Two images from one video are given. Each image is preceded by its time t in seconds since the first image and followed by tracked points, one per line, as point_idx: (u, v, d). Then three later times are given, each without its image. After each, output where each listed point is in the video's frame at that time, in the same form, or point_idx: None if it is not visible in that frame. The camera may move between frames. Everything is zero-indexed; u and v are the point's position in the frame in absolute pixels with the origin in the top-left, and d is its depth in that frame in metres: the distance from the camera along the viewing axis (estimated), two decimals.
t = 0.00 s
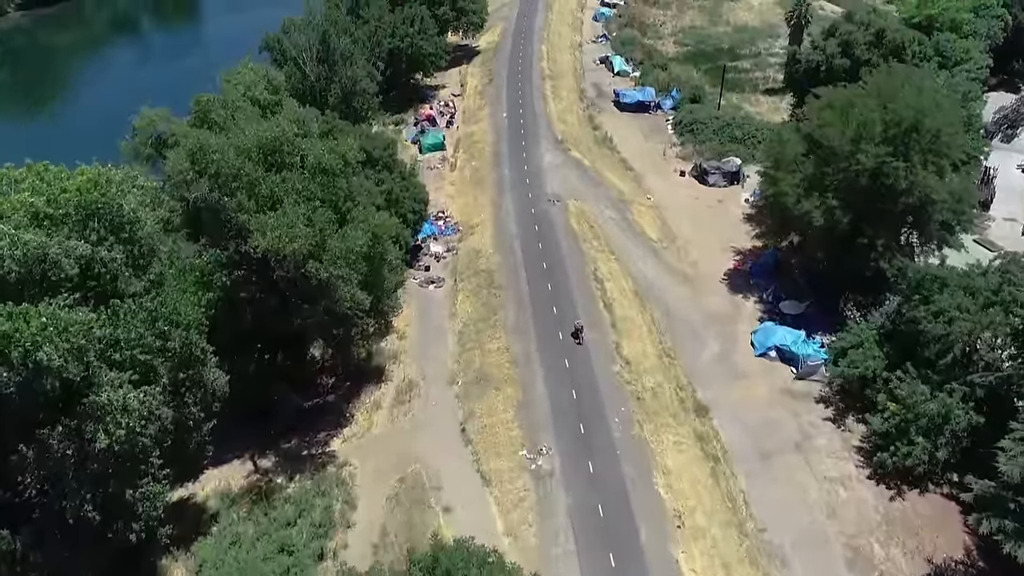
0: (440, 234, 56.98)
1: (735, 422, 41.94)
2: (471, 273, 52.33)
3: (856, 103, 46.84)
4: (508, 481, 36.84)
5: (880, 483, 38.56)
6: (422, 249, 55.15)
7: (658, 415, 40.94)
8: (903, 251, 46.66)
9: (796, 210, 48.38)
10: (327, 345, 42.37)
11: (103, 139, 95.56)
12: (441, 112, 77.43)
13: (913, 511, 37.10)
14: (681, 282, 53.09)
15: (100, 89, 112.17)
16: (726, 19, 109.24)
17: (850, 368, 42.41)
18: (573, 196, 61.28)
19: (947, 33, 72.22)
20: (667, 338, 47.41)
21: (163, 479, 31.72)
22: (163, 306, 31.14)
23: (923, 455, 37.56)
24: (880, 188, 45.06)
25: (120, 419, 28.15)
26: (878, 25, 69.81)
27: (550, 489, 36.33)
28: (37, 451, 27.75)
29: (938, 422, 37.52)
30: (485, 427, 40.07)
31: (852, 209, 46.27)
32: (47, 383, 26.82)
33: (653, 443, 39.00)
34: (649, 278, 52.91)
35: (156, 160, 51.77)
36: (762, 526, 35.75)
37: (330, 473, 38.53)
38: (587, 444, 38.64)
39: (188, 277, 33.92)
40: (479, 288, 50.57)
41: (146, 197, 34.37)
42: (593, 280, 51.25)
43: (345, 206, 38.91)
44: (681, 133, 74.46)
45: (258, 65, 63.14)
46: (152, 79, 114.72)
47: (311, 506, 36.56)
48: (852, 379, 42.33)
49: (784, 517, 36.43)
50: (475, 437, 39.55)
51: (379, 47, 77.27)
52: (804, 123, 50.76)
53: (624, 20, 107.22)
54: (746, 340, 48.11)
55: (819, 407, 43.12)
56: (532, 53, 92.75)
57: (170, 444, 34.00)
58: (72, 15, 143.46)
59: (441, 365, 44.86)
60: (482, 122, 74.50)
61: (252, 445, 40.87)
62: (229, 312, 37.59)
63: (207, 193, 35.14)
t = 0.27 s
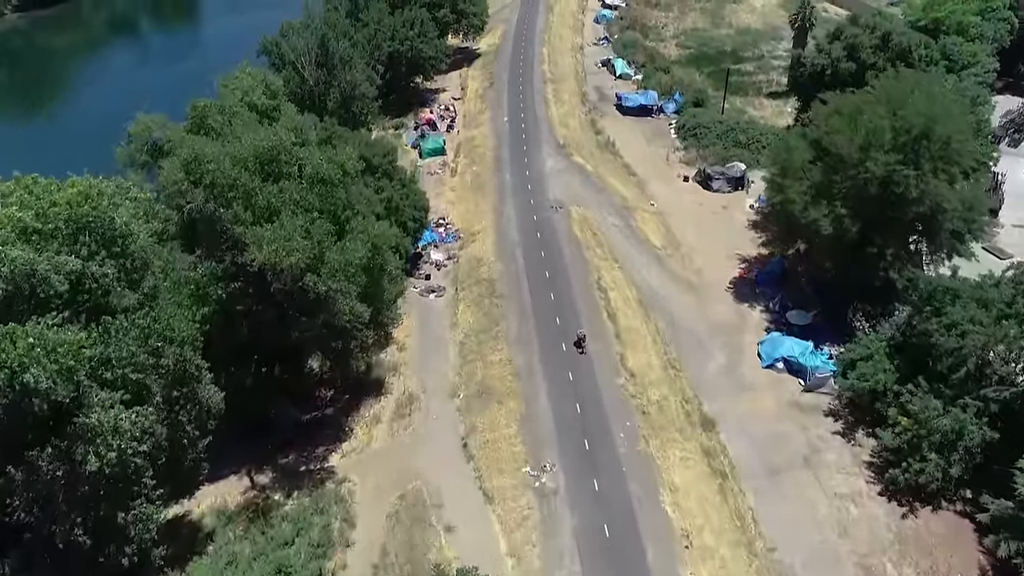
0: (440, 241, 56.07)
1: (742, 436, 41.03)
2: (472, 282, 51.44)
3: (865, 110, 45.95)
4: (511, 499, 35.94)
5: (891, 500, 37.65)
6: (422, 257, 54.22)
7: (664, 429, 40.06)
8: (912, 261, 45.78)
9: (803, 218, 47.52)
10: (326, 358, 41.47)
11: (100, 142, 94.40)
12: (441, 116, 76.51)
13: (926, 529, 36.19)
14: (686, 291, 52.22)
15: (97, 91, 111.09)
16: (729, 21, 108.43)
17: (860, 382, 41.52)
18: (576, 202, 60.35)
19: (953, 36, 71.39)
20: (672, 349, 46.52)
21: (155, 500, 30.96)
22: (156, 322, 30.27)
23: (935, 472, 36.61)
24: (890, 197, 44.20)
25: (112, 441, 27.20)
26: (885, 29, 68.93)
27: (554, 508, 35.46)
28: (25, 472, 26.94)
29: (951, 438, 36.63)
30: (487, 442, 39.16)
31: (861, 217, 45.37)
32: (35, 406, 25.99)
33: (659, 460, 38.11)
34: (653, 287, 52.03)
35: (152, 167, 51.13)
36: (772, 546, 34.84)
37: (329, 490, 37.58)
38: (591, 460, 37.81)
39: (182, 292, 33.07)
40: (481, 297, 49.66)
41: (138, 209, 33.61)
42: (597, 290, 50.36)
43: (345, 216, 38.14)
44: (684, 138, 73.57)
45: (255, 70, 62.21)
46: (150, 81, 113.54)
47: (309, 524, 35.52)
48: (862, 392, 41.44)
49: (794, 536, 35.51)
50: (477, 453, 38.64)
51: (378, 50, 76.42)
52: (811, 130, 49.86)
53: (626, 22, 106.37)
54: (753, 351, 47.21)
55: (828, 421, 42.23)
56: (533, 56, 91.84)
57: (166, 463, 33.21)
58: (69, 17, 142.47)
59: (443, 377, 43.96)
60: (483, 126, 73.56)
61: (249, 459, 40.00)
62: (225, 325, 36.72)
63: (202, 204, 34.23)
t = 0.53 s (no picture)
0: (441, 249, 55.19)
1: (750, 451, 40.13)
2: (473, 291, 50.55)
3: (874, 117, 45.10)
4: (514, 518, 35.05)
5: (903, 517, 36.76)
6: (423, 265, 53.32)
7: (670, 444, 39.20)
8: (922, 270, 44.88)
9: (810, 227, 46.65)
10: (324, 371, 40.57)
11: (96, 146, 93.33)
12: (441, 120, 75.63)
13: (939, 549, 35.30)
14: (691, 300, 51.35)
15: (95, 93, 110.08)
16: (731, 23, 107.62)
17: (870, 395, 40.63)
18: (578, 209, 59.44)
19: (960, 39, 70.59)
20: (678, 361, 45.63)
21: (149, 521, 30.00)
22: (149, 339, 29.29)
23: (949, 490, 35.70)
24: (900, 206, 43.35)
25: (103, 464, 26.36)
26: (891, 32, 68.10)
27: (559, 528, 34.60)
28: (13, 496, 25.69)
29: (965, 455, 35.74)
30: (489, 458, 38.27)
31: (870, 226, 44.50)
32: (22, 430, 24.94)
33: (665, 477, 37.24)
34: (658, 297, 51.15)
35: (146, 174, 50.25)
36: (782, 566, 33.95)
37: (327, 507, 36.64)
38: (596, 478, 36.97)
39: (178, 305, 32.01)
40: (483, 307, 48.77)
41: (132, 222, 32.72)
42: (600, 299, 49.47)
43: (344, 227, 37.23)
44: (687, 142, 72.70)
45: (253, 74, 61.35)
46: (148, 84, 112.48)
47: (306, 544, 34.52)
48: (873, 406, 40.56)
49: (805, 555, 34.62)
50: (479, 469, 37.74)
51: (378, 54, 75.65)
52: (819, 136, 49.00)
53: (628, 24, 105.53)
54: (760, 362, 46.32)
55: (837, 435, 41.35)
56: (534, 59, 90.95)
57: (159, 481, 32.32)
58: (66, 18, 141.54)
59: (444, 390, 43.07)
60: (484, 131, 72.66)
61: (246, 475, 39.06)
62: (220, 339, 35.90)
63: (197, 216, 33.27)
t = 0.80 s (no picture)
0: (441, 257, 54.31)
1: (759, 467, 39.23)
2: (474, 300, 49.67)
3: (884, 124, 44.23)
4: (517, 538, 34.20)
5: (916, 536, 35.89)
6: (423, 274, 52.44)
7: (677, 461, 38.32)
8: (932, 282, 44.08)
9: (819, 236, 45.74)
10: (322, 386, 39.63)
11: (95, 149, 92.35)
12: (441, 125, 74.74)
13: (953, 569, 34.44)
14: (696, 310, 50.48)
15: (93, 95, 109.16)
16: (733, 26, 106.80)
17: (881, 410, 39.75)
18: (581, 216, 58.53)
19: (967, 42, 69.78)
20: (684, 373, 44.74)
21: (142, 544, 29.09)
22: (142, 358, 28.37)
23: (964, 508, 34.83)
24: (911, 215, 42.48)
25: (93, 488, 25.60)
26: (897, 36, 67.20)
27: (563, 548, 33.75)
28: None
29: (980, 472, 34.88)
30: (492, 475, 37.39)
31: (880, 236, 43.63)
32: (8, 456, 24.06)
33: (672, 495, 36.38)
34: (662, 306, 50.28)
35: (142, 182, 49.64)
36: None
37: (325, 526, 35.71)
38: (601, 496, 36.12)
39: (172, 321, 31.09)
40: (484, 317, 47.88)
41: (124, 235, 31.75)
42: (604, 309, 48.56)
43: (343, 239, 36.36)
44: (691, 147, 71.85)
45: (251, 80, 60.48)
46: (147, 86, 111.55)
47: (304, 565, 33.58)
48: (884, 421, 39.68)
49: None
50: (481, 487, 36.86)
51: (377, 58, 74.91)
52: (827, 143, 48.11)
53: (629, 26, 104.71)
54: (767, 374, 45.44)
55: (847, 450, 40.47)
56: (535, 62, 90.07)
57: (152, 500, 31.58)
58: (64, 20, 140.64)
59: (445, 404, 42.18)
60: (485, 136, 71.77)
61: (243, 492, 38.07)
62: (214, 354, 35.15)
63: (192, 229, 32.36)
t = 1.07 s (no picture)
0: (442, 265, 53.40)
1: (767, 484, 38.33)
2: (476, 310, 48.77)
3: (893, 132, 43.37)
4: (521, 559, 33.31)
5: (929, 556, 34.97)
6: (423, 283, 51.53)
7: (684, 478, 37.44)
8: (943, 292, 43.21)
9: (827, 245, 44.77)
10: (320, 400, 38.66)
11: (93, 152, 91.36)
12: (442, 129, 73.83)
13: None
14: (701, 320, 49.61)
15: (91, 97, 108.16)
16: (736, 28, 105.95)
17: (893, 425, 38.88)
18: (584, 223, 57.60)
19: (974, 46, 68.90)
20: (689, 386, 43.83)
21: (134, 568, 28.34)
22: (133, 377, 27.53)
23: (979, 528, 33.85)
24: (922, 224, 41.60)
25: (83, 515, 24.73)
26: (903, 40, 66.36)
27: (567, 569, 32.87)
28: None
29: (995, 491, 33.95)
30: (494, 492, 36.51)
31: (889, 246, 42.75)
32: None
33: (679, 514, 35.49)
34: (667, 316, 49.38)
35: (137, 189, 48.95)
36: None
37: (323, 545, 34.76)
38: (607, 515, 35.25)
39: (166, 336, 30.38)
40: (486, 328, 46.98)
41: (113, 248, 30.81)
42: (608, 320, 47.64)
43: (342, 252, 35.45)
44: (694, 152, 70.97)
45: (248, 84, 59.57)
46: (145, 88, 110.56)
47: None
48: (896, 437, 38.79)
49: None
50: (484, 505, 35.95)
51: (377, 61, 74.03)
52: (835, 150, 47.23)
53: (631, 28, 103.82)
54: (774, 387, 44.54)
55: (858, 466, 39.59)
56: (536, 65, 89.19)
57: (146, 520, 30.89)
58: (62, 21, 139.69)
59: (446, 418, 41.24)
60: (485, 141, 70.84)
61: (239, 509, 36.95)
62: (209, 369, 34.31)
63: (186, 243, 31.48)
